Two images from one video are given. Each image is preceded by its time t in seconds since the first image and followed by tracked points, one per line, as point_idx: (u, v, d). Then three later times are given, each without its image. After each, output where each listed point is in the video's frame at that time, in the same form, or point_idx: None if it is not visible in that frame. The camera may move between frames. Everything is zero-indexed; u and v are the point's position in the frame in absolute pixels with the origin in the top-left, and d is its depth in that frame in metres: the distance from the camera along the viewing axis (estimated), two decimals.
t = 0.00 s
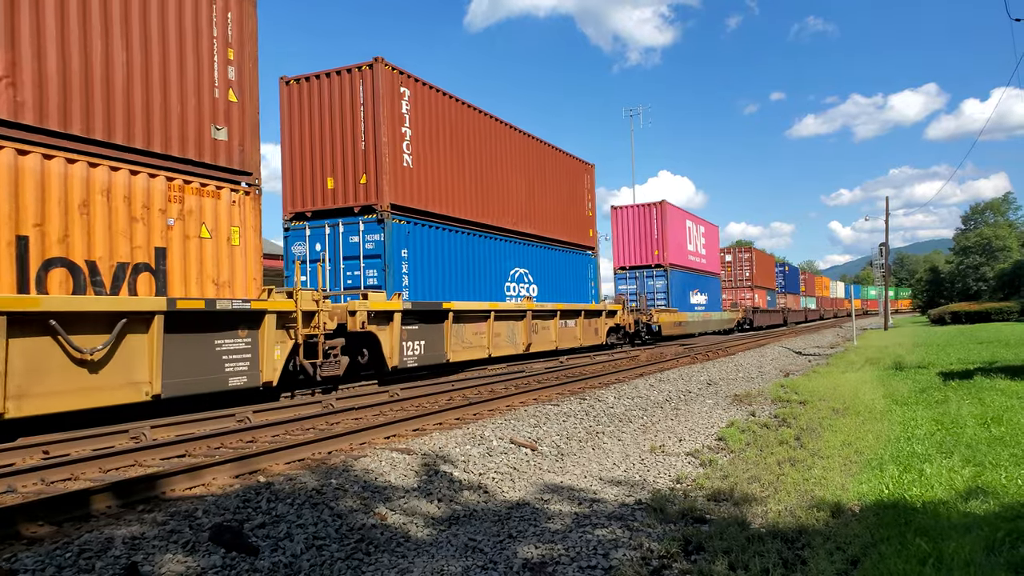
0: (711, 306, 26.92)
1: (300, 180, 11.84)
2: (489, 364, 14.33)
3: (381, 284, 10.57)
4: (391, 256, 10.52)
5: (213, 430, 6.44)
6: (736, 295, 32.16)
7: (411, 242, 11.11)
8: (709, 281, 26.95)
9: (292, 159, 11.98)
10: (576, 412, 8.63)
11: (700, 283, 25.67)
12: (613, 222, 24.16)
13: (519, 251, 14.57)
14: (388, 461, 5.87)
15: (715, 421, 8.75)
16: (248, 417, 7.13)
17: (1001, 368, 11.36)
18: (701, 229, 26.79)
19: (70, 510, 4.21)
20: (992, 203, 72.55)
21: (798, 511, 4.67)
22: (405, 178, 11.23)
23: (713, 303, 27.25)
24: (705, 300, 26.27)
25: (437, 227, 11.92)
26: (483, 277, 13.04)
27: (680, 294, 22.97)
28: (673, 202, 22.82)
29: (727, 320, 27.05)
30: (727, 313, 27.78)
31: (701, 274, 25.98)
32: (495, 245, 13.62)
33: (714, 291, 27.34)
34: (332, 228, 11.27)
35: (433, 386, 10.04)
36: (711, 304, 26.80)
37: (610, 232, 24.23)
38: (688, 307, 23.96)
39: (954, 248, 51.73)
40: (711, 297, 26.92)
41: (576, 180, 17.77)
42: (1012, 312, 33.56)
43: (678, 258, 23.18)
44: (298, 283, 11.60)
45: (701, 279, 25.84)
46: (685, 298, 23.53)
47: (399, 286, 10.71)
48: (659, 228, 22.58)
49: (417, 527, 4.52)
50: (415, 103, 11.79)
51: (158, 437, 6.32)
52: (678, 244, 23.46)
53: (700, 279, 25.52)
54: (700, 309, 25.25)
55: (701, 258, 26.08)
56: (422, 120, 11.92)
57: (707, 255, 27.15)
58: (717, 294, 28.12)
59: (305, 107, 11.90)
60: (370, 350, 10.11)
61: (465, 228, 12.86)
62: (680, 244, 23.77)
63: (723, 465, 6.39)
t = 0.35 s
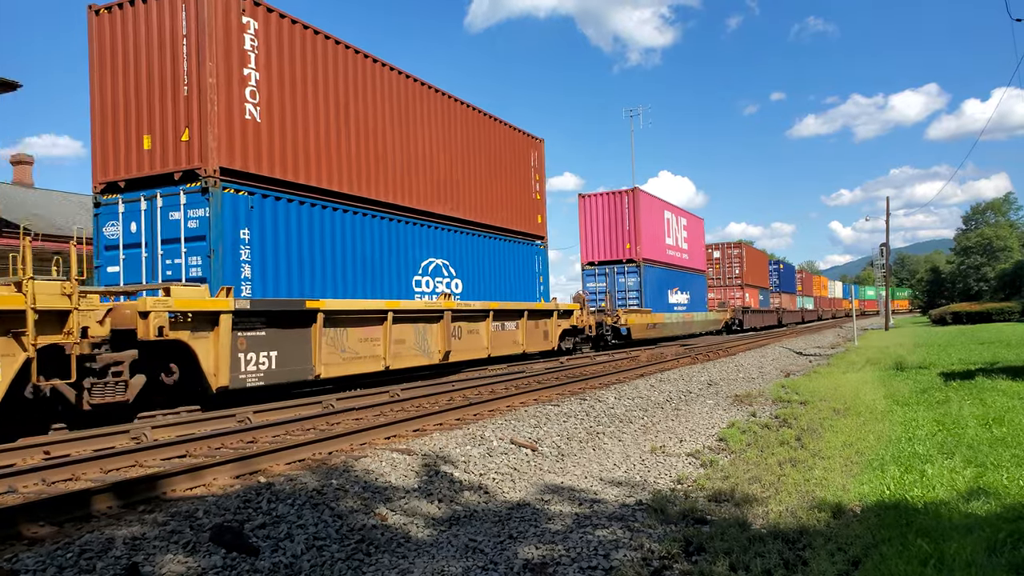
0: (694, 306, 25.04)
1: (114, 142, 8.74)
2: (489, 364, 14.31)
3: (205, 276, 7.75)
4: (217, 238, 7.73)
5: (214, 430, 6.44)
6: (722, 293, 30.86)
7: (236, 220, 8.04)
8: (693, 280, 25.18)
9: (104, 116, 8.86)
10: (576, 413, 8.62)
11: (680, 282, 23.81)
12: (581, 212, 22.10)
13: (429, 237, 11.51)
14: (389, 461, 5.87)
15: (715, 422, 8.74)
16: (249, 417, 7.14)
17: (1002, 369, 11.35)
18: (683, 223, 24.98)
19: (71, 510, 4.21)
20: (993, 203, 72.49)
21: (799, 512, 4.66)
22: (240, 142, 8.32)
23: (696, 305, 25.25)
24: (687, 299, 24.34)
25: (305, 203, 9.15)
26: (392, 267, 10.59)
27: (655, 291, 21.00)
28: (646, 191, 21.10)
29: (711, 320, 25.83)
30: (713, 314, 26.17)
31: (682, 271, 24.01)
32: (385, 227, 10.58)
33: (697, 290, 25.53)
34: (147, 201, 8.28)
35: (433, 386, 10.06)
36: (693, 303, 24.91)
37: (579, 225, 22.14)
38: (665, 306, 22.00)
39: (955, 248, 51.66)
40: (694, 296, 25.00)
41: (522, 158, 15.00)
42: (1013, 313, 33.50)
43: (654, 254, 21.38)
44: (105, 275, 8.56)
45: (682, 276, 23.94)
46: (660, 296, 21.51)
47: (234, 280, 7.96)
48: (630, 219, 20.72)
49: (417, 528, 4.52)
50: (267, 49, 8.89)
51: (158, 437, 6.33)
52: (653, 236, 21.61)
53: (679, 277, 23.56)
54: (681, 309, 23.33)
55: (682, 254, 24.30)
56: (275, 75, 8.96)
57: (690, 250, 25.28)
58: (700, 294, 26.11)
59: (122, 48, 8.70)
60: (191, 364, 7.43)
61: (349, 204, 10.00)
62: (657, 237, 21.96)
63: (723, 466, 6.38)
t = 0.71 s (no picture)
0: (673, 306, 23.10)
1: None
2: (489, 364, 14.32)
3: None
4: None
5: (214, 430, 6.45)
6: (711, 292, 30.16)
7: (59, 198, 6.02)
8: (672, 278, 23.32)
9: None
10: (577, 413, 8.62)
11: (657, 279, 21.88)
12: (543, 199, 20.06)
13: (327, 220, 9.08)
14: (389, 461, 5.87)
15: (715, 422, 8.74)
16: (250, 417, 7.14)
17: (1002, 369, 11.35)
18: (663, 213, 23.03)
19: (71, 510, 4.21)
20: (993, 203, 72.50)
21: (799, 512, 4.67)
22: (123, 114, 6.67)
23: (675, 305, 23.30)
24: (664, 298, 22.41)
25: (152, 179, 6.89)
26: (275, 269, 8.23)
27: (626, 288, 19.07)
28: (617, 175, 19.20)
29: (694, 320, 24.70)
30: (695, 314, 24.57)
31: (657, 267, 22.01)
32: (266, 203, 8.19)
33: (677, 288, 23.61)
34: None
35: (434, 386, 10.10)
36: (672, 303, 23.00)
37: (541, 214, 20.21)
38: (638, 306, 20.08)
39: (955, 248, 51.63)
40: (673, 294, 23.06)
41: (444, 121, 11.93)
42: (1013, 313, 33.49)
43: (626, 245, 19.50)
44: None
45: (657, 272, 21.95)
46: (633, 293, 19.55)
47: (49, 279, 5.92)
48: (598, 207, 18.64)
49: (417, 528, 4.52)
50: None
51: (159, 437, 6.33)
52: (626, 227, 19.63)
53: (654, 273, 21.53)
54: (657, 308, 21.38)
55: (660, 248, 22.36)
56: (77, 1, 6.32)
57: (670, 244, 23.27)
58: (681, 292, 24.16)
59: None
60: None
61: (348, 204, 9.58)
62: (630, 229, 20.01)
63: (723, 466, 6.38)
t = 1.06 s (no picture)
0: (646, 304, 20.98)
1: None
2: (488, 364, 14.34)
3: None
4: None
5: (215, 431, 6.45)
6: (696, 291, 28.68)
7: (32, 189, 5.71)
8: (647, 274, 21.19)
9: None
10: (576, 413, 8.62)
11: (626, 275, 19.79)
12: (491, 182, 17.60)
13: (265, 210, 8.07)
14: (389, 462, 5.87)
15: (715, 421, 8.75)
16: (250, 418, 7.14)
17: (1002, 368, 11.34)
18: (636, 201, 20.92)
19: (72, 512, 4.21)
20: (992, 202, 72.57)
21: (799, 511, 4.67)
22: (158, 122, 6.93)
23: (650, 304, 21.26)
24: (636, 296, 20.31)
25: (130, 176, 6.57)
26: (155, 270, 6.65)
27: (590, 284, 16.94)
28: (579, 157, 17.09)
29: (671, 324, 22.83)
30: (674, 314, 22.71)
31: (627, 261, 19.87)
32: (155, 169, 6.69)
33: (651, 286, 21.52)
34: None
35: (435, 386, 10.15)
36: (646, 301, 21.00)
37: (490, 199, 17.65)
38: (605, 304, 18.05)
39: (954, 248, 51.63)
40: (647, 292, 20.94)
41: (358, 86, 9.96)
42: (1012, 312, 33.47)
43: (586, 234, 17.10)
44: None
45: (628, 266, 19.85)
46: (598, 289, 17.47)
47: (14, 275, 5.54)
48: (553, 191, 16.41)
49: (417, 528, 4.51)
50: None
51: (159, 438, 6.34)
52: (589, 216, 17.48)
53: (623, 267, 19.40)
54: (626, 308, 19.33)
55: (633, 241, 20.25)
56: None
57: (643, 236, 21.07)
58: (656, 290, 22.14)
59: None
60: None
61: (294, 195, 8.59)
62: (595, 218, 17.81)
63: (723, 465, 6.39)
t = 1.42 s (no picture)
0: (613, 304, 18.62)
1: None
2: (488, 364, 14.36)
3: None
4: None
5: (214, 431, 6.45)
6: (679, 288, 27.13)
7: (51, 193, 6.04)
8: (614, 269, 18.77)
9: None
10: (576, 413, 8.62)
11: (582, 270, 16.91)
12: (422, 160, 15.01)
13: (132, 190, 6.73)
14: (389, 462, 5.87)
15: (715, 421, 8.76)
16: (249, 419, 7.15)
17: (1001, 368, 11.35)
18: (603, 186, 18.65)
19: (70, 512, 4.20)
20: (991, 203, 72.62)
21: (798, 511, 4.67)
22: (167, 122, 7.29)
23: (619, 305, 19.05)
24: (601, 294, 17.90)
25: None
26: None
27: (539, 280, 14.81)
28: (524, 130, 14.79)
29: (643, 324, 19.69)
30: (647, 316, 20.14)
31: (586, 253, 17.27)
32: (3, 164, 5.67)
33: (621, 283, 19.30)
34: None
35: (435, 386, 10.19)
36: (612, 300, 18.66)
37: (421, 179, 15.15)
38: (558, 303, 15.64)
39: (953, 247, 51.62)
40: (614, 290, 18.72)
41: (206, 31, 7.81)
42: (1010, 312, 33.49)
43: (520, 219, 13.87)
44: None
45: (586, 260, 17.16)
46: (550, 287, 15.28)
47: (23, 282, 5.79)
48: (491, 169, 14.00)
49: (417, 529, 4.51)
50: None
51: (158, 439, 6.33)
52: (535, 199, 14.94)
53: (582, 261, 16.95)
54: (587, 308, 16.98)
55: (597, 231, 17.99)
56: None
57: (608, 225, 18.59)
58: (625, 288, 19.61)
59: None
60: None
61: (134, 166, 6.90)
62: (546, 202, 15.57)
63: (723, 465, 6.40)
